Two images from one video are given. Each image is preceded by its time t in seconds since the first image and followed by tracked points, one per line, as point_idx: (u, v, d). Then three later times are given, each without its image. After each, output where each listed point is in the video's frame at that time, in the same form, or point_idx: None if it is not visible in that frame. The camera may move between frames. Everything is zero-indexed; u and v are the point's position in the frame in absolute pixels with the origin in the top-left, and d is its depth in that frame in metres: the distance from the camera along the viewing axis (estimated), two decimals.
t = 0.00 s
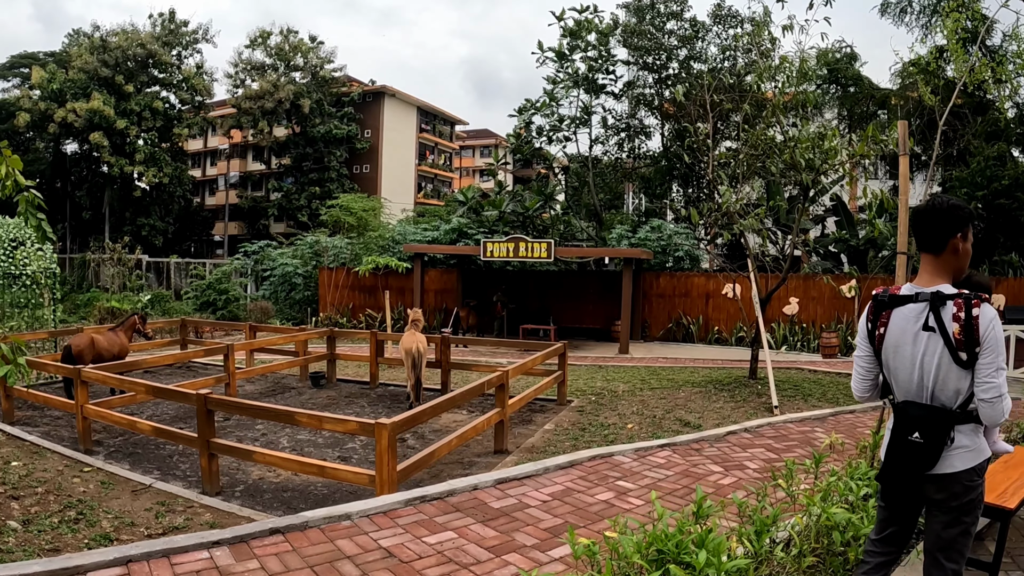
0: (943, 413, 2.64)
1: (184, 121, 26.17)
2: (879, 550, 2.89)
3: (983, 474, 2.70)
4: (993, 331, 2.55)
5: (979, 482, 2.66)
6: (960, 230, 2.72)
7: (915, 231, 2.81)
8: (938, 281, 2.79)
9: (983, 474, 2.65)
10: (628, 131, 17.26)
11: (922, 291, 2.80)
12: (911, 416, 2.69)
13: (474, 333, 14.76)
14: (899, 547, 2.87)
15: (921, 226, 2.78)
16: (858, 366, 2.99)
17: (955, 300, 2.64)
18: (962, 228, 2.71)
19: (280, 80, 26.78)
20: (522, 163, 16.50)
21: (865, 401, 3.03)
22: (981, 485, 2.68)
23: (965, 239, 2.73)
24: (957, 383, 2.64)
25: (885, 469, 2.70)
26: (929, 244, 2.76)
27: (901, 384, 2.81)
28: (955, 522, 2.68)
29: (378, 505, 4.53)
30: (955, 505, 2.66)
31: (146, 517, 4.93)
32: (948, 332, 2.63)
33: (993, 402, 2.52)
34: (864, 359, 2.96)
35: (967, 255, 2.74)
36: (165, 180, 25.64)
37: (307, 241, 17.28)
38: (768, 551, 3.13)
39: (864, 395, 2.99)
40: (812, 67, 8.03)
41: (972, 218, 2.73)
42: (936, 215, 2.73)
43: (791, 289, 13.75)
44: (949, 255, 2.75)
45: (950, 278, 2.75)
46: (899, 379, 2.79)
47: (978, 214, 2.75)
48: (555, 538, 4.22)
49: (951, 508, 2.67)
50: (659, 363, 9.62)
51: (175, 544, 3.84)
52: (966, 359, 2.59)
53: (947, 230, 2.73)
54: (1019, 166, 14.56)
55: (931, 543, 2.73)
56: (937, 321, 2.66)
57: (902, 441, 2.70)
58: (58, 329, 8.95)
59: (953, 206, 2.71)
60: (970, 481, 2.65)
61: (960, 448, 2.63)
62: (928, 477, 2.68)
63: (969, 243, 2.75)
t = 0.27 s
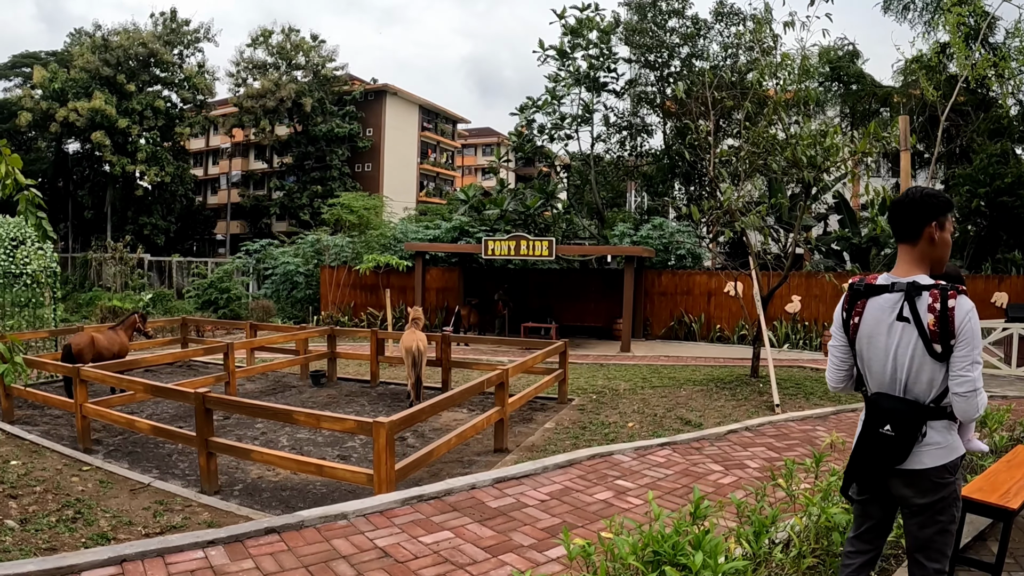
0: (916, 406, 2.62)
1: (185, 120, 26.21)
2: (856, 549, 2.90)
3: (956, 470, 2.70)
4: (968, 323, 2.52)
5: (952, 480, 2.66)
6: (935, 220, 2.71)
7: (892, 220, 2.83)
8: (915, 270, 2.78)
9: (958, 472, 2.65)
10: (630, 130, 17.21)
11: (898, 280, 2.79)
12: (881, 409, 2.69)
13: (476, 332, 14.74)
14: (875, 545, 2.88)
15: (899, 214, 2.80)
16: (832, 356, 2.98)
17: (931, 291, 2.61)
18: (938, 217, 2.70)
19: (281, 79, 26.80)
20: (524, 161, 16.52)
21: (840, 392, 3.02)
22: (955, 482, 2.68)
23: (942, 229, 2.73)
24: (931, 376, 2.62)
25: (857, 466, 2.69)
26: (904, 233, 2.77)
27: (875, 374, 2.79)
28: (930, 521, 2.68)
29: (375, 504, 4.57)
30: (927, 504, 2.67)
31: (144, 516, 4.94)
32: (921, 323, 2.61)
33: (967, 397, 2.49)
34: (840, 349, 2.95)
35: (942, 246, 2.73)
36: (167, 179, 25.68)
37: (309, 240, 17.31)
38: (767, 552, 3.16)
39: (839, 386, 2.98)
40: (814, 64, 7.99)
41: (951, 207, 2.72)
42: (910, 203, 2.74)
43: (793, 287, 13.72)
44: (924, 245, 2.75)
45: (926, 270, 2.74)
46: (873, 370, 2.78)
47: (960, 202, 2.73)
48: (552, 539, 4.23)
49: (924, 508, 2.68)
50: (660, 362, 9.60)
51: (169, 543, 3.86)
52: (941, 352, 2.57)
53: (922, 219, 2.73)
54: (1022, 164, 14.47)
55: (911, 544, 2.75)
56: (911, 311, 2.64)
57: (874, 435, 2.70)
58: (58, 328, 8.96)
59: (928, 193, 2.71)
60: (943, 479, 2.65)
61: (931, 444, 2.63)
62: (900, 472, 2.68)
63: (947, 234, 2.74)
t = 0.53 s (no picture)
0: (893, 402, 2.62)
1: (186, 119, 26.22)
2: (847, 549, 2.91)
3: (945, 469, 2.67)
4: (945, 318, 2.49)
5: (938, 480, 2.63)
6: (913, 213, 2.70)
7: (873, 214, 2.83)
8: (895, 264, 2.76)
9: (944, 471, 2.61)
10: (632, 128, 17.16)
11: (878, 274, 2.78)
12: (859, 406, 2.68)
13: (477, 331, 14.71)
14: (865, 545, 2.88)
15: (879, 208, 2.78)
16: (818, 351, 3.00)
17: (908, 285, 2.60)
18: (917, 210, 2.68)
19: (282, 78, 26.78)
20: (525, 159, 16.50)
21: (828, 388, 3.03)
22: (942, 481, 2.65)
23: (922, 221, 2.71)
24: (909, 371, 2.60)
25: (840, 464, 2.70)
26: (883, 226, 2.77)
27: (857, 370, 2.79)
28: (915, 522, 2.67)
29: (374, 503, 4.58)
30: (911, 505, 2.66)
31: (141, 515, 4.92)
32: (898, 318, 2.59)
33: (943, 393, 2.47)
34: (824, 345, 2.96)
35: (922, 239, 2.71)
36: (168, 178, 25.67)
37: (310, 239, 17.32)
38: (770, 552, 3.18)
39: (824, 381, 2.99)
40: (816, 61, 7.95)
41: (932, 200, 2.70)
42: (888, 196, 2.74)
43: (795, 285, 13.69)
44: (903, 238, 2.74)
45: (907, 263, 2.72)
46: (853, 365, 2.78)
47: (943, 194, 2.70)
48: (552, 539, 4.22)
49: (908, 507, 2.67)
50: (662, 360, 9.57)
51: (164, 543, 3.85)
52: (917, 347, 2.55)
53: (901, 212, 2.72)
54: None
55: (901, 545, 2.74)
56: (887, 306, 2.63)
57: (852, 431, 2.71)
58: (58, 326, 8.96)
59: (906, 186, 2.70)
60: (927, 478, 2.62)
61: (913, 444, 2.61)
62: (881, 471, 2.68)
63: (929, 226, 2.71)
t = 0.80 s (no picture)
0: (890, 400, 2.60)
1: (185, 118, 26.21)
2: (848, 553, 2.89)
3: (946, 470, 2.63)
4: (937, 311, 2.47)
5: (938, 481, 2.60)
6: (904, 205, 2.69)
7: (865, 208, 2.83)
8: (888, 258, 2.75)
9: (944, 473, 2.58)
10: (631, 126, 17.14)
11: (872, 269, 2.78)
12: (855, 404, 2.67)
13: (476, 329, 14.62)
14: (866, 548, 2.87)
15: (872, 202, 2.78)
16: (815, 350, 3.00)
17: (900, 279, 2.58)
18: (907, 202, 2.67)
19: (281, 76, 26.77)
20: (524, 157, 16.48)
21: (825, 388, 3.02)
22: (942, 483, 2.62)
23: (913, 213, 2.69)
24: (904, 367, 2.58)
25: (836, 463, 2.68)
26: (874, 219, 2.76)
27: (853, 367, 2.78)
28: (915, 525, 2.64)
29: (369, 505, 4.57)
30: (912, 509, 2.63)
31: (135, 516, 4.91)
32: (889, 313, 2.58)
33: (939, 389, 2.44)
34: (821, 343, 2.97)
35: (914, 232, 2.69)
36: (166, 177, 25.64)
37: (308, 237, 17.31)
38: (773, 556, 3.18)
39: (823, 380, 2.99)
40: (815, 59, 7.94)
41: (923, 191, 2.68)
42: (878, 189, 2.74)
43: (795, 283, 13.68)
44: (894, 231, 2.73)
45: (899, 257, 2.71)
46: (851, 362, 2.76)
47: (935, 184, 2.68)
48: (551, 540, 4.22)
49: (906, 510, 2.65)
50: (661, 359, 9.55)
51: (155, 545, 3.84)
52: (910, 342, 2.53)
53: (891, 205, 2.72)
54: None
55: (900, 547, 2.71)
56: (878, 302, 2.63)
57: (848, 431, 2.70)
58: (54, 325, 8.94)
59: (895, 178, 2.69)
60: (927, 479, 2.59)
61: (910, 444, 2.58)
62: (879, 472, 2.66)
63: (921, 219, 2.69)
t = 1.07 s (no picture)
0: (897, 405, 2.58)
1: (180, 117, 26.18)
2: (852, 563, 2.90)
3: (952, 482, 2.63)
4: (946, 312, 2.46)
5: (943, 493, 2.59)
6: (909, 202, 2.69)
7: (868, 207, 2.83)
8: (894, 258, 2.75)
9: (950, 484, 2.58)
10: (627, 124, 17.11)
11: (876, 270, 2.78)
12: (861, 410, 2.67)
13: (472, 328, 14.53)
14: (871, 560, 2.87)
15: (876, 201, 2.78)
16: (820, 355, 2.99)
17: (907, 279, 2.58)
18: (912, 200, 2.67)
19: (276, 75, 26.71)
20: (520, 156, 16.43)
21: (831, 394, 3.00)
22: (948, 494, 2.61)
23: (918, 211, 2.69)
24: (911, 370, 2.57)
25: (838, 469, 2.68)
26: (879, 218, 2.77)
27: (859, 371, 2.77)
28: (918, 536, 2.64)
29: (361, 512, 4.63)
30: (915, 520, 2.63)
31: (127, 520, 4.96)
32: (896, 314, 2.58)
33: (948, 392, 2.43)
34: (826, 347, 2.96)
35: (920, 230, 2.69)
36: (161, 176, 25.61)
37: (303, 236, 17.30)
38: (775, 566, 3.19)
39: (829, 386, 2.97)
40: (812, 57, 7.89)
41: (928, 188, 2.68)
42: (882, 187, 2.74)
43: (792, 282, 13.66)
44: (900, 229, 2.73)
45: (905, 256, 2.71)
46: (857, 366, 2.75)
47: (940, 181, 2.68)
48: (547, 547, 4.25)
49: (910, 520, 2.65)
50: (659, 358, 9.53)
51: (143, 554, 3.95)
52: (918, 344, 2.53)
53: (896, 203, 2.72)
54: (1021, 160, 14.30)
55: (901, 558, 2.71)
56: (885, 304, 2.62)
57: (853, 437, 2.69)
58: (48, 326, 8.96)
59: (900, 175, 2.69)
60: (932, 489, 2.59)
61: (916, 452, 2.58)
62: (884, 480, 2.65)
63: (926, 216, 2.69)
